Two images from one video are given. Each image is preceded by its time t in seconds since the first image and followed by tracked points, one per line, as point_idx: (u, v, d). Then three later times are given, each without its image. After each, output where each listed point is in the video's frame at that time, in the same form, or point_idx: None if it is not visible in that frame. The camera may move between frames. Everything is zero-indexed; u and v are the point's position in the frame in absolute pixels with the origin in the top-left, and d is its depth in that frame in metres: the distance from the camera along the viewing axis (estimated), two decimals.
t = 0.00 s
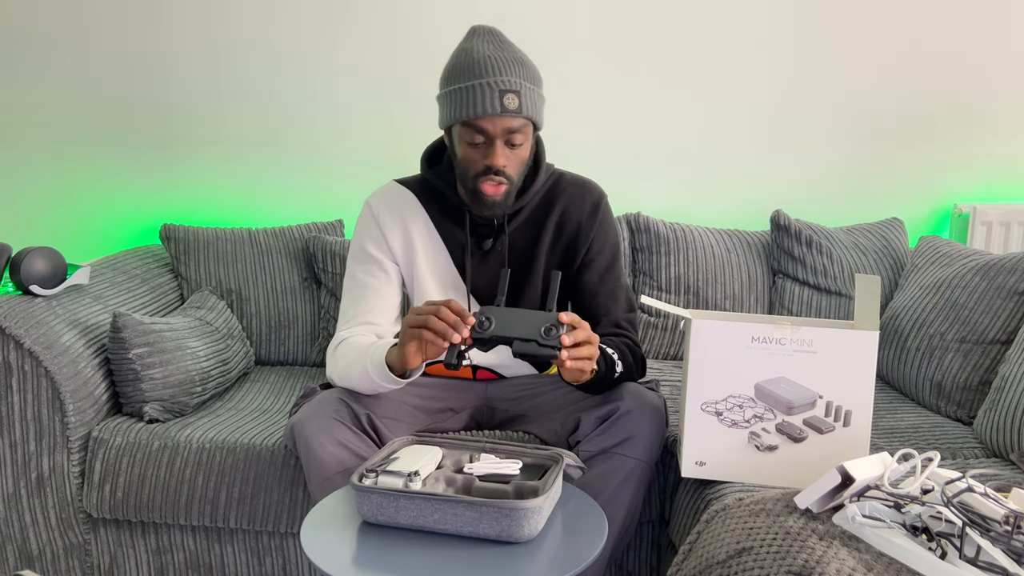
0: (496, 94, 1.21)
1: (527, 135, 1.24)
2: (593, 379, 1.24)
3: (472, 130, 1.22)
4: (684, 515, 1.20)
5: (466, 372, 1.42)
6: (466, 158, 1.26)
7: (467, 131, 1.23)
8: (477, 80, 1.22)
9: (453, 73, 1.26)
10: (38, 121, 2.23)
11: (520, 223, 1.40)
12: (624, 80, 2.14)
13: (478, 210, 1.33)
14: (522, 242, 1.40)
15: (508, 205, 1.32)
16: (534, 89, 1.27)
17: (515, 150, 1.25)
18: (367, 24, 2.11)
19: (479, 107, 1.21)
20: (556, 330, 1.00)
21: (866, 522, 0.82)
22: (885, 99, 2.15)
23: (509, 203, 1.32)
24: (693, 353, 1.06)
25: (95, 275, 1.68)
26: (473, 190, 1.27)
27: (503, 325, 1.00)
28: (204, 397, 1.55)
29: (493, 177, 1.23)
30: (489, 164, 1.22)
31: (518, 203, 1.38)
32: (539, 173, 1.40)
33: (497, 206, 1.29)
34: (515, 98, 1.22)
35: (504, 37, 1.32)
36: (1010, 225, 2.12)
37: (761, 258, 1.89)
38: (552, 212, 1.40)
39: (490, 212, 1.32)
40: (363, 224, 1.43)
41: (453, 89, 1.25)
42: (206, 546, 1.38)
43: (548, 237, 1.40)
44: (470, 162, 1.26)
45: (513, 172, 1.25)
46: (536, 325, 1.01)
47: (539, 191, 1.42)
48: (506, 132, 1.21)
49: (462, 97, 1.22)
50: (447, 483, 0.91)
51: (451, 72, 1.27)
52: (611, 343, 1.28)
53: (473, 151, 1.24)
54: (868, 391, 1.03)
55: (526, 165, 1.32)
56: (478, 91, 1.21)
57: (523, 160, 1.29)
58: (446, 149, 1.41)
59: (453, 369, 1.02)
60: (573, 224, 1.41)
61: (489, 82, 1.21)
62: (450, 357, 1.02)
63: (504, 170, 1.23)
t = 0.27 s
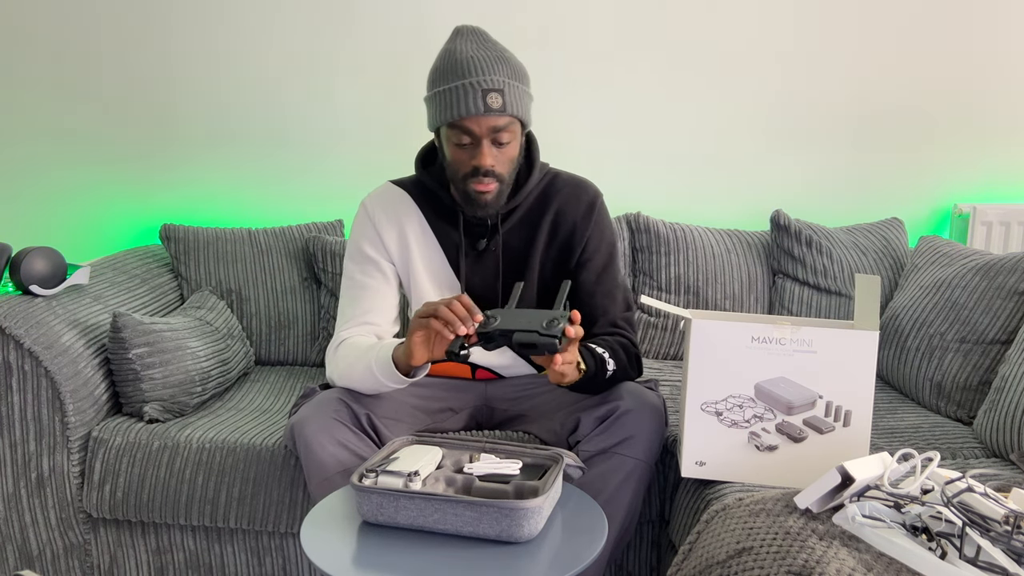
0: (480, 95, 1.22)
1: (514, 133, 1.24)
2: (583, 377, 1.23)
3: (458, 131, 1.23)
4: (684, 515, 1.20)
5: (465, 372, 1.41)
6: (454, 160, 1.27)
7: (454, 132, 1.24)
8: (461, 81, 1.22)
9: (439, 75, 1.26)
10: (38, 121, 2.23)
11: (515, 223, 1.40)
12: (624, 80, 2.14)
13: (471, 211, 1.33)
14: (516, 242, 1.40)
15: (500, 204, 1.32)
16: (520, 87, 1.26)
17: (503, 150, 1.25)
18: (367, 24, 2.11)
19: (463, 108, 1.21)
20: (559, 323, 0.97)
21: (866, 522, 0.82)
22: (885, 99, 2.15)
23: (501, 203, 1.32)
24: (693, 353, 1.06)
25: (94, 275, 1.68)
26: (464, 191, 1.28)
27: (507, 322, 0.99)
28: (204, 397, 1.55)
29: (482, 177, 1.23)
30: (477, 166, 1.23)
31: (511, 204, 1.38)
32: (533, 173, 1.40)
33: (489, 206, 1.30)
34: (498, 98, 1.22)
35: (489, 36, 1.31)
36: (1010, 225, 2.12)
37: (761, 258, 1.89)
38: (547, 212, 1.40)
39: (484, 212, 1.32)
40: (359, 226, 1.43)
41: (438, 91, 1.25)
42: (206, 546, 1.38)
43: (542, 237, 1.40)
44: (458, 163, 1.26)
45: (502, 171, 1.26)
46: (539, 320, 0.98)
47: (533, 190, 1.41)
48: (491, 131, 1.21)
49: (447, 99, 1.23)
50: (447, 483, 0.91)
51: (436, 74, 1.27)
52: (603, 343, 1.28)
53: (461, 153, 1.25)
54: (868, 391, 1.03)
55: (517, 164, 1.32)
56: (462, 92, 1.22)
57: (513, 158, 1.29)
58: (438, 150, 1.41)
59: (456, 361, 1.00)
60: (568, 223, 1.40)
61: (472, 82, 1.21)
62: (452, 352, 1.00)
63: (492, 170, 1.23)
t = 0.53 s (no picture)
0: (472, 97, 1.22)
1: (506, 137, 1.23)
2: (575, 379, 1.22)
3: (450, 134, 1.23)
4: (684, 515, 1.20)
5: (465, 372, 1.41)
6: (447, 162, 1.27)
7: (446, 135, 1.24)
8: (454, 83, 1.22)
9: (433, 76, 1.26)
10: (38, 121, 2.23)
11: (511, 223, 1.40)
12: (623, 80, 2.14)
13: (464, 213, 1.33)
14: (513, 242, 1.40)
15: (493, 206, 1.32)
16: (514, 91, 1.26)
17: (495, 154, 1.25)
18: (367, 24, 2.11)
19: (456, 111, 1.21)
20: (562, 324, 0.97)
21: (866, 522, 0.82)
22: (885, 100, 2.15)
23: (495, 204, 1.32)
24: (693, 353, 1.06)
25: (94, 275, 1.68)
26: (455, 193, 1.28)
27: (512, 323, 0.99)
28: (204, 397, 1.55)
29: (472, 180, 1.23)
30: (468, 168, 1.22)
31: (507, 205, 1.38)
32: (529, 173, 1.40)
33: (481, 208, 1.30)
34: (490, 101, 1.22)
35: (485, 37, 1.31)
36: (1010, 225, 2.12)
37: (761, 258, 1.89)
38: (543, 212, 1.40)
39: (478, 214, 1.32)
40: (356, 227, 1.42)
41: (432, 93, 1.25)
42: (206, 546, 1.38)
43: (538, 237, 1.40)
44: (451, 165, 1.26)
45: (494, 175, 1.25)
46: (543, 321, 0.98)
47: (529, 190, 1.41)
48: (483, 135, 1.21)
49: (440, 101, 1.23)
50: (447, 483, 0.91)
51: (430, 75, 1.27)
52: (601, 342, 1.28)
53: (454, 155, 1.25)
54: (868, 391, 1.03)
55: (510, 165, 1.32)
56: (455, 94, 1.22)
57: (506, 161, 1.29)
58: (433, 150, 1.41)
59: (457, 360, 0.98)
60: (564, 223, 1.41)
61: (465, 86, 1.21)
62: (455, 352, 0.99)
63: (483, 173, 1.23)
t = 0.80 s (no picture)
0: (480, 103, 1.21)
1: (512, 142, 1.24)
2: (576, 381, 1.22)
3: (457, 138, 1.22)
4: (684, 515, 1.20)
5: (465, 372, 1.42)
6: (452, 165, 1.27)
7: (452, 139, 1.24)
8: (461, 87, 1.21)
9: (439, 79, 1.25)
10: (38, 121, 2.23)
11: (511, 223, 1.40)
12: (623, 80, 2.14)
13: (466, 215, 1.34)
14: (513, 242, 1.40)
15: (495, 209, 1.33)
16: (520, 95, 1.26)
17: (501, 158, 1.25)
18: (367, 24, 2.11)
19: (463, 116, 1.21)
20: (562, 327, 0.96)
21: (866, 522, 0.82)
22: (886, 99, 2.15)
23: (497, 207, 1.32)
24: (693, 354, 1.06)
25: (94, 275, 1.68)
26: (459, 197, 1.28)
27: (512, 324, 0.99)
28: (204, 397, 1.55)
29: (478, 185, 1.23)
30: (474, 173, 1.23)
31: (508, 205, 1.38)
32: (529, 173, 1.40)
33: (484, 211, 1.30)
34: (497, 107, 1.21)
35: (491, 39, 1.30)
36: (1010, 225, 2.12)
37: (761, 258, 1.89)
38: (543, 212, 1.40)
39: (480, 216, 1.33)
40: (356, 227, 1.43)
41: (437, 95, 1.25)
42: (206, 546, 1.38)
43: (538, 237, 1.40)
44: (455, 169, 1.26)
45: (498, 179, 1.26)
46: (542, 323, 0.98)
47: (529, 190, 1.41)
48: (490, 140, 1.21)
49: (446, 105, 1.23)
50: (447, 483, 0.91)
51: (436, 77, 1.26)
52: (600, 343, 1.28)
53: (459, 159, 1.25)
54: (868, 391, 1.03)
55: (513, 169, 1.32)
56: (462, 99, 1.21)
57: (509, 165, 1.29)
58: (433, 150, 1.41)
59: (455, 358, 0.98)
60: (564, 223, 1.41)
61: (472, 91, 1.21)
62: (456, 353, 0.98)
63: (488, 178, 1.23)
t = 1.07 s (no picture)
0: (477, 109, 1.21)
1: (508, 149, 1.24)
2: (575, 380, 1.21)
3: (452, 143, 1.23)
4: (684, 515, 1.20)
5: (465, 372, 1.42)
6: (449, 168, 1.27)
7: (448, 142, 1.24)
8: (459, 92, 1.21)
9: (440, 81, 1.25)
10: (37, 121, 2.23)
11: (511, 224, 1.41)
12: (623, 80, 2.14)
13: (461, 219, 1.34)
14: (513, 242, 1.40)
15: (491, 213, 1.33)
16: (520, 101, 1.25)
17: (495, 164, 1.25)
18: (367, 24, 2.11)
19: (459, 121, 1.21)
20: (541, 321, 0.96)
21: (866, 522, 0.82)
22: (885, 99, 2.15)
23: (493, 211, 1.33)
24: (693, 354, 1.06)
25: (94, 275, 1.68)
26: (453, 200, 1.28)
27: (496, 327, 0.99)
28: (204, 397, 1.55)
29: (471, 190, 1.24)
30: (467, 178, 1.23)
31: (507, 207, 1.38)
32: (529, 174, 1.40)
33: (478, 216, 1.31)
34: (495, 114, 1.21)
35: (496, 43, 1.30)
36: (1010, 225, 2.12)
37: (761, 258, 1.89)
38: (543, 212, 1.40)
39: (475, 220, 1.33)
40: (357, 228, 1.43)
41: (437, 98, 1.25)
42: (206, 546, 1.38)
43: (538, 237, 1.40)
44: (451, 173, 1.27)
45: (492, 184, 1.26)
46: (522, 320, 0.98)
47: (529, 191, 1.41)
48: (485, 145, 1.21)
49: (444, 109, 1.23)
50: (447, 483, 0.91)
51: (437, 79, 1.26)
52: (600, 343, 1.28)
53: (455, 163, 1.25)
54: (868, 391, 1.03)
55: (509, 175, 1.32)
56: (460, 104, 1.21)
57: (506, 171, 1.29)
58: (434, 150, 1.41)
59: (445, 371, 1.00)
60: (564, 223, 1.41)
61: (471, 96, 1.20)
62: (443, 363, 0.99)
63: (482, 184, 1.23)
